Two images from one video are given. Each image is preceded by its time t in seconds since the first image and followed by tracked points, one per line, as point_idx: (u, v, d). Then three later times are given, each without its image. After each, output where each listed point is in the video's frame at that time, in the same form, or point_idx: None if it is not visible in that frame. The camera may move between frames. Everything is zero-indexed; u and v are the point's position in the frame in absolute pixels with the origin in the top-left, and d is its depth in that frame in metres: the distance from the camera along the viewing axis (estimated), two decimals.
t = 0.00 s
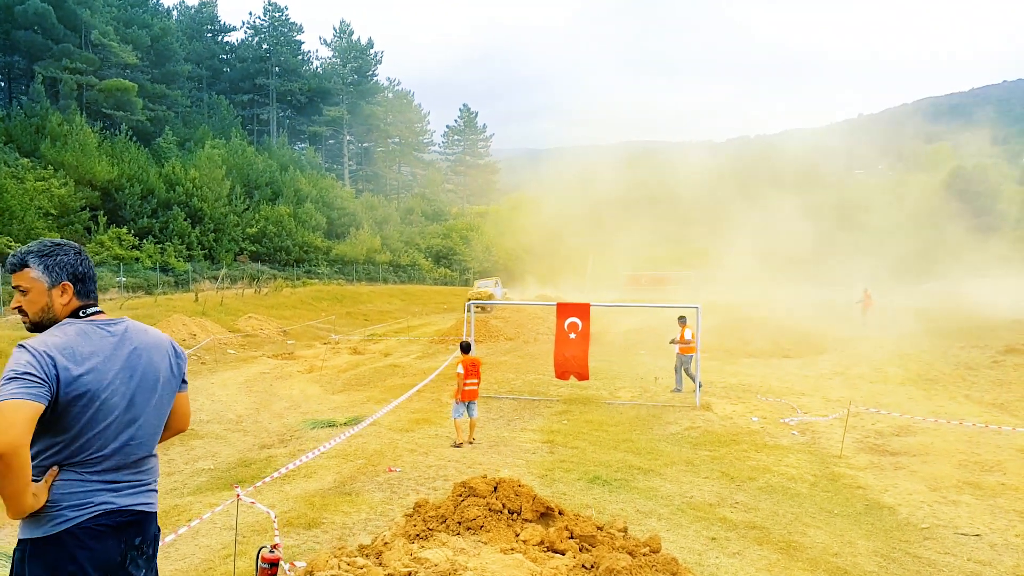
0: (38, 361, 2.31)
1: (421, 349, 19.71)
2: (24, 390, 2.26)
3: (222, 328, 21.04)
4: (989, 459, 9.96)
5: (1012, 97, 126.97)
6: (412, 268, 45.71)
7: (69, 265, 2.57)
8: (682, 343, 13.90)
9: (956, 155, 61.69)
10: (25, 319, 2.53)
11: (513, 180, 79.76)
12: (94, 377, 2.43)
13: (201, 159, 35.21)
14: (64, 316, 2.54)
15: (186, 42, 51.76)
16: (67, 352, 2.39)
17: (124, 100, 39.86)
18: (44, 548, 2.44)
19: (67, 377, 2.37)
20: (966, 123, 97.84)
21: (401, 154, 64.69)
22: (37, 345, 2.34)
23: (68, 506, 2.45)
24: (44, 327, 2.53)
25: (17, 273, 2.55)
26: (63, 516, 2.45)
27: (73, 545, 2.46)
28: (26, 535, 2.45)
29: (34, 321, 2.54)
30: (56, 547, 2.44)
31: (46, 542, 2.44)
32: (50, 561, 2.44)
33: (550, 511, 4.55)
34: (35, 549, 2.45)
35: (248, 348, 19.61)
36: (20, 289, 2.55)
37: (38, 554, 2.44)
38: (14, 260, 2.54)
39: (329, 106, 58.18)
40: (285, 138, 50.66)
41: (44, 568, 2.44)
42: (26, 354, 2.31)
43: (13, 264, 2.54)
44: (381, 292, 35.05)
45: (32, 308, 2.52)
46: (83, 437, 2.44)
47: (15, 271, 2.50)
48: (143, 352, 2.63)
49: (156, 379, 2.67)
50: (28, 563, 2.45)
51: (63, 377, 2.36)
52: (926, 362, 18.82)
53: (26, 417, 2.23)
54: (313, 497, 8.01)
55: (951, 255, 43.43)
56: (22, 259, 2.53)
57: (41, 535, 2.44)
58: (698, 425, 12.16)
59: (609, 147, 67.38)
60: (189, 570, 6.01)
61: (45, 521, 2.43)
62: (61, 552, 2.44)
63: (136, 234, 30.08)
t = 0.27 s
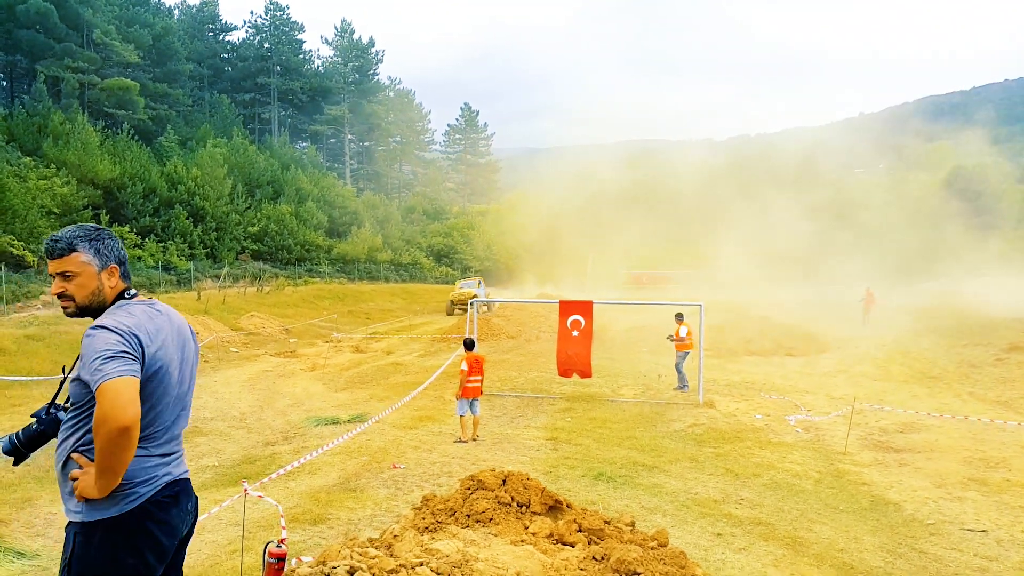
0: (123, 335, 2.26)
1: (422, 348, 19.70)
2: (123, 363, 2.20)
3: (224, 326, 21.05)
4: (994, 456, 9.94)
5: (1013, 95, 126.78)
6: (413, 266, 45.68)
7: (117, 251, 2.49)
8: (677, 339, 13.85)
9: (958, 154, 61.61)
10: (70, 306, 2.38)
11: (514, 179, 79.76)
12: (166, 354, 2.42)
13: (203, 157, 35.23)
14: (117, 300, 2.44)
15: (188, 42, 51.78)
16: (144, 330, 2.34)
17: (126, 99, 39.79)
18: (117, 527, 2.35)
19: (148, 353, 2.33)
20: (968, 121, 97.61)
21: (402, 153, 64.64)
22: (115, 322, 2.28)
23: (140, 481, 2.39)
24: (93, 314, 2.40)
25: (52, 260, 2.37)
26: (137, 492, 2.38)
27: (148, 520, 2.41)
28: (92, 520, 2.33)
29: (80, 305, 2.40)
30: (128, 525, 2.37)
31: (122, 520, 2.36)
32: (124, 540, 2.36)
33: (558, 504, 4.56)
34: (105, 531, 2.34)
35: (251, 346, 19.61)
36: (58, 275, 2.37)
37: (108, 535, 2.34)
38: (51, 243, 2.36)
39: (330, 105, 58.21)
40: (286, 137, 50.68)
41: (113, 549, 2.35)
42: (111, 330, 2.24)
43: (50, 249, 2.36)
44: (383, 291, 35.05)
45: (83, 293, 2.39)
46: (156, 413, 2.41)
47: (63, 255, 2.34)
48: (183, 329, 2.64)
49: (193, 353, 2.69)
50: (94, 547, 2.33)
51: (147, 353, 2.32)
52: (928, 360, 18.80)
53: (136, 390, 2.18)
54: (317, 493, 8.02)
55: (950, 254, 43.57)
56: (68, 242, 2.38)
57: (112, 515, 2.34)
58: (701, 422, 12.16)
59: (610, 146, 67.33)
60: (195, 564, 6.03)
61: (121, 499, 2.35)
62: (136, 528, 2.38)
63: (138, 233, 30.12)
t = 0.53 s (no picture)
0: (217, 313, 2.51)
1: (434, 346, 19.84)
2: (227, 337, 2.45)
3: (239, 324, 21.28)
4: (1016, 458, 9.97)
5: None
6: (424, 266, 45.89)
7: (184, 237, 2.68)
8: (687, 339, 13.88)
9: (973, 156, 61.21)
10: (146, 287, 2.51)
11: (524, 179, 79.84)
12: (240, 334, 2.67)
13: (218, 158, 35.54)
14: (186, 281, 2.61)
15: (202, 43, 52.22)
16: (226, 309, 2.60)
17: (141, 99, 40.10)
18: (201, 495, 2.53)
19: (233, 330, 2.59)
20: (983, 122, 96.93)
21: (412, 153, 64.89)
22: (205, 300, 2.52)
23: (221, 451, 2.59)
24: (169, 295, 2.58)
25: (125, 241, 2.52)
26: (218, 461, 2.57)
27: (225, 488, 2.61)
28: (178, 489, 2.48)
29: (153, 285, 2.51)
30: (210, 492, 2.55)
31: (206, 488, 2.54)
32: (207, 507, 2.55)
33: (580, 495, 4.68)
34: (190, 499, 2.50)
35: (266, 344, 19.82)
36: (132, 256, 2.51)
37: (192, 504, 2.51)
38: (128, 226, 2.52)
39: (342, 105, 58.52)
40: (299, 138, 51.03)
41: (196, 517, 2.52)
42: (206, 307, 2.48)
43: (127, 230, 2.51)
44: (396, 290, 35.25)
45: (158, 273, 2.51)
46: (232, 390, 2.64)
47: (143, 236, 2.51)
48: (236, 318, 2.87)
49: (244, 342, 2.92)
50: (179, 515, 2.49)
51: (234, 329, 2.57)
52: (946, 361, 18.76)
53: (243, 361, 2.43)
54: (336, 487, 8.16)
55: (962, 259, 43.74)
56: (145, 224, 2.54)
57: (197, 484, 2.51)
58: (716, 422, 12.22)
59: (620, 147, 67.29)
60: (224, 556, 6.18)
61: (207, 469, 2.53)
62: (217, 496, 2.58)
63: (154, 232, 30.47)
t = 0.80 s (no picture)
0: (307, 309, 2.66)
1: (477, 350, 19.97)
2: (319, 331, 2.59)
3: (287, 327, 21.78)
4: None
5: None
6: (464, 270, 46.23)
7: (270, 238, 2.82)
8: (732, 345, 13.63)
9: None
10: (239, 286, 2.64)
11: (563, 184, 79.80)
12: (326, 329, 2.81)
13: (265, 164, 36.46)
14: (272, 279, 2.74)
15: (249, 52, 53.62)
16: (313, 307, 2.74)
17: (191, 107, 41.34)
18: (291, 481, 2.67)
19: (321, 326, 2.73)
20: None
21: (453, 158, 65.50)
22: (295, 297, 2.67)
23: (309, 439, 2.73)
24: (259, 293, 2.72)
25: (218, 245, 2.66)
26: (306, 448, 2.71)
27: (311, 472, 2.76)
28: (270, 474, 2.61)
29: (247, 285, 2.66)
30: (299, 478, 2.70)
31: (295, 474, 2.68)
32: (296, 492, 2.68)
33: (633, 495, 4.66)
34: (280, 483, 2.65)
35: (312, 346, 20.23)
36: (227, 257, 2.66)
37: (281, 488, 2.65)
38: (221, 228, 2.66)
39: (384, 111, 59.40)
40: (342, 143, 51.99)
41: (285, 500, 2.66)
42: (297, 304, 2.63)
43: (222, 233, 2.66)
44: (437, 294, 35.58)
45: (251, 273, 2.66)
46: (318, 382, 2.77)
47: (236, 238, 2.64)
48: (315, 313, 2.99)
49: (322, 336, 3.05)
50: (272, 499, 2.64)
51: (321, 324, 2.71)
52: (1005, 370, 18.08)
53: (334, 355, 2.57)
54: (384, 485, 8.29)
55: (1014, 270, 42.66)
56: (238, 227, 2.68)
57: (287, 470, 2.65)
58: (765, 428, 12.01)
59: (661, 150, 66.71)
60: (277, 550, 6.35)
61: (297, 455, 2.67)
62: (304, 481, 2.72)
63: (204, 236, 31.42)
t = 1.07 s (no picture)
0: (361, 322, 2.79)
1: (510, 355, 20.20)
2: (371, 343, 2.72)
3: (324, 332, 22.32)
4: None
5: None
6: (498, 276, 46.61)
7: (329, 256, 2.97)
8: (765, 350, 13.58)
9: None
10: (302, 300, 2.80)
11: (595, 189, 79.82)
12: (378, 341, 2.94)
13: (303, 172, 37.34)
14: (331, 295, 2.89)
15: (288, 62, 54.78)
16: (367, 320, 2.87)
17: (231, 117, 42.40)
18: (340, 481, 2.80)
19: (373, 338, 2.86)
20: None
21: (487, 165, 66.03)
22: (351, 311, 2.81)
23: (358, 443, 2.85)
24: (319, 306, 2.87)
25: (283, 261, 2.83)
26: (355, 451, 2.83)
27: (358, 474, 2.89)
28: (320, 474, 2.74)
29: (309, 299, 2.81)
30: (347, 478, 2.83)
31: (344, 474, 2.81)
32: (344, 492, 2.81)
33: (668, 496, 4.79)
34: (330, 482, 2.78)
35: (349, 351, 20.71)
36: (291, 273, 2.82)
37: (330, 486, 2.78)
38: (286, 246, 2.82)
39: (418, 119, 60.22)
40: (378, 151, 52.87)
41: (333, 497, 2.79)
42: (352, 316, 2.77)
43: (287, 249, 2.82)
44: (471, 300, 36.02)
45: (313, 288, 2.82)
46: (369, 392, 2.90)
47: (300, 255, 2.80)
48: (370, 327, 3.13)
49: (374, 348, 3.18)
50: (321, 497, 2.76)
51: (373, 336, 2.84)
52: None
53: (385, 365, 2.69)
54: (424, 487, 8.56)
55: None
56: (301, 244, 2.85)
57: (337, 470, 2.77)
58: (799, 434, 12.00)
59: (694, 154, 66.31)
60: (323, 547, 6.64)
61: (345, 457, 2.79)
62: (352, 481, 2.85)
63: (244, 243, 32.29)
